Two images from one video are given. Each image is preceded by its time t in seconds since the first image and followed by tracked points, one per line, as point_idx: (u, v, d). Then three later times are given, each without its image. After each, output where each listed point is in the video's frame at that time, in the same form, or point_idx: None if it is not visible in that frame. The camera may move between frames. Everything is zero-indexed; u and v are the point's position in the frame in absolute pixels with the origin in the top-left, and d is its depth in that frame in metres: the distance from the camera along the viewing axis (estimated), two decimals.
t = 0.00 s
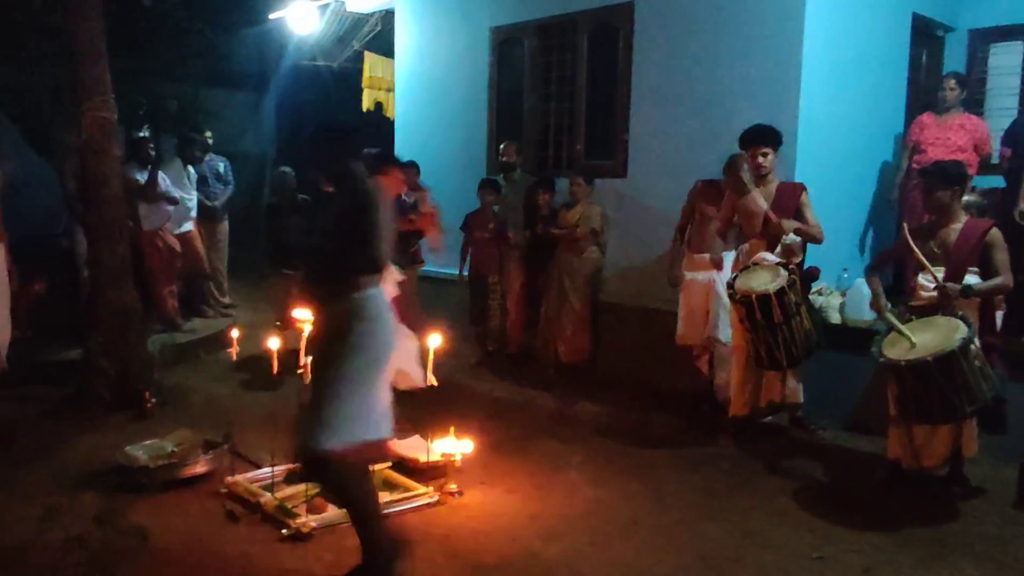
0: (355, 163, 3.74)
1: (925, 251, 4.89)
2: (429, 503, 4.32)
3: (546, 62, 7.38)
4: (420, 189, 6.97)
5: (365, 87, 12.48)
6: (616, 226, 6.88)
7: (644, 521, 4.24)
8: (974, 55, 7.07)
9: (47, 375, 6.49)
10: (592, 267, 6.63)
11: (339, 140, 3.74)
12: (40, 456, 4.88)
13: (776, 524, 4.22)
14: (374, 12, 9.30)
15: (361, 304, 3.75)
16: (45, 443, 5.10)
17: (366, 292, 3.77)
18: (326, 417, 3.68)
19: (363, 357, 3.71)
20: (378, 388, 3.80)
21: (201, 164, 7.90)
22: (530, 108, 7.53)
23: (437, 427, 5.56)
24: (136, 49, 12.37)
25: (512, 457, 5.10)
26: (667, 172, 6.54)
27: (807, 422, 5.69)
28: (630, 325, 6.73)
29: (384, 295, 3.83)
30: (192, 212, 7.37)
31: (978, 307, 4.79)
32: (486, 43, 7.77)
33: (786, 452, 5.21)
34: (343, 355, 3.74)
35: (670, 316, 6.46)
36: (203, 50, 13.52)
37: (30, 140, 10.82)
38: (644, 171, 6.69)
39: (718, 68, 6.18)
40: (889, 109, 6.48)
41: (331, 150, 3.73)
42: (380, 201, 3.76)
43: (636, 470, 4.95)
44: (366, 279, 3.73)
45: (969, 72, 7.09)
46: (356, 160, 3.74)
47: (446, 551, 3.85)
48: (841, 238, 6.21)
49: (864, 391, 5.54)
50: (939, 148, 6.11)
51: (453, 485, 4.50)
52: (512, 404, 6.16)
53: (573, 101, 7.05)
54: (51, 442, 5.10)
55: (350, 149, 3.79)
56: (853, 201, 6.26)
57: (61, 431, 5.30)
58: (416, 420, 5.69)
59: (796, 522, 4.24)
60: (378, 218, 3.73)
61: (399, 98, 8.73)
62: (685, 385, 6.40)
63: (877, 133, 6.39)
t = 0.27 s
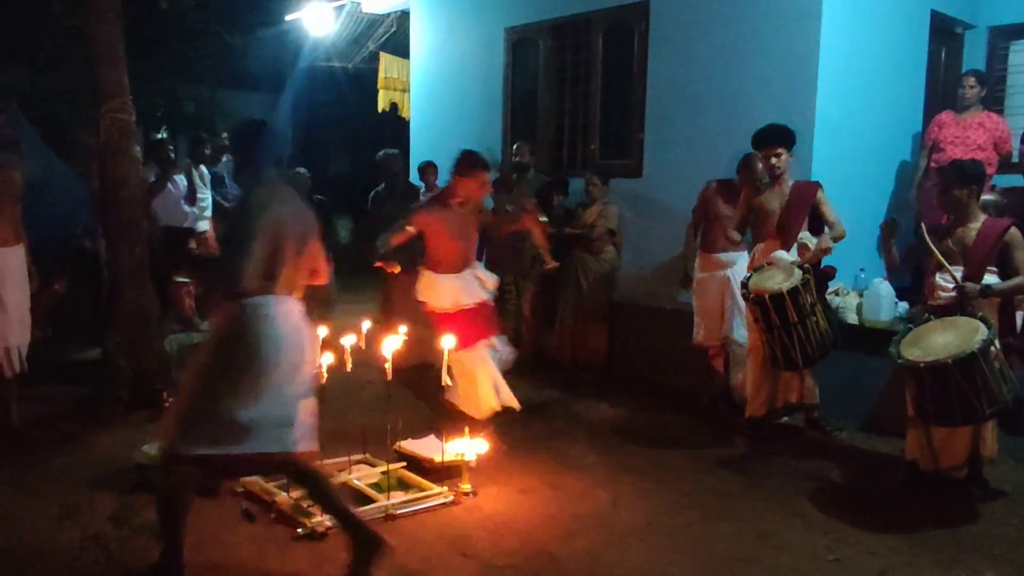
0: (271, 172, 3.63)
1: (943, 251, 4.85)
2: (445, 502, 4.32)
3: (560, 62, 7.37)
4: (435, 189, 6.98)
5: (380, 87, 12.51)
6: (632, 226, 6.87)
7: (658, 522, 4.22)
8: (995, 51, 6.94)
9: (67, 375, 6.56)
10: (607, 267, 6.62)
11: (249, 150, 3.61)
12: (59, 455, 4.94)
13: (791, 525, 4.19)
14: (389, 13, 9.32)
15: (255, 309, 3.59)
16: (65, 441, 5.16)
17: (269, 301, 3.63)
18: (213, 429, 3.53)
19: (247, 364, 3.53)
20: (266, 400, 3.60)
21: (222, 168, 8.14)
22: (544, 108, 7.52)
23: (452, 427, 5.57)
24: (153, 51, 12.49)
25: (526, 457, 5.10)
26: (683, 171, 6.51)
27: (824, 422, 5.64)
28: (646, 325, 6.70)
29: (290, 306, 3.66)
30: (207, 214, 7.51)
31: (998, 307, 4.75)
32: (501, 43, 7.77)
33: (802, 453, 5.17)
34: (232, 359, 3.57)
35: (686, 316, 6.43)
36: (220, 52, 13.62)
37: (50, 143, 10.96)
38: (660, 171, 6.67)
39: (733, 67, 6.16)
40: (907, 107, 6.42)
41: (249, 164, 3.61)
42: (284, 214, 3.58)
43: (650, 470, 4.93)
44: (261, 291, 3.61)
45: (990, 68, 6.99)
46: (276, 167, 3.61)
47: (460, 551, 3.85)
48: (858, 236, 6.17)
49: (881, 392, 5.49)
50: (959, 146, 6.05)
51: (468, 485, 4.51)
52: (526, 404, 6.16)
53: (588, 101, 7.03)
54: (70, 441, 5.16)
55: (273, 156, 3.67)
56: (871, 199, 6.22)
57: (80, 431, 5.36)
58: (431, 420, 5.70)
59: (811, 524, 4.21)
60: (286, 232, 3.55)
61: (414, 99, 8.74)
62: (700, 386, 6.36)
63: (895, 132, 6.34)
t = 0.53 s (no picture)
0: (197, 155, 3.75)
1: (953, 250, 4.82)
2: (452, 503, 4.32)
3: (568, 61, 7.36)
4: (443, 189, 6.98)
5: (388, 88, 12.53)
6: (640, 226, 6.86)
7: (664, 523, 4.21)
8: (1005, 50, 6.91)
9: (77, 374, 6.59)
10: (615, 267, 6.60)
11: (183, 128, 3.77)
12: (69, 454, 4.96)
13: (799, 527, 4.17)
14: (398, 13, 9.34)
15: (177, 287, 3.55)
16: (74, 441, 5.19)
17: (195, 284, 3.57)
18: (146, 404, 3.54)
19: (163, 348, 3.45)
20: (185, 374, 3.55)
21: (230, 168, 8.05)
22: (552, 108, 7.51)
23: (459, 427, 5.57)
24: (162, 52, 12.56)
25: (534, 458, 5.09)
26: (692, 171, 6.50)
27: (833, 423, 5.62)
28: (653, 326, 6.69)
29: (215, 288, 3.58)
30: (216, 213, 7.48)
31: (1009, 308, 4.71)
32: (509, 43, 7.77)
33: (811, 454, 5.15)
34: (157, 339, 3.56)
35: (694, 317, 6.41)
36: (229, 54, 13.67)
37: (61, 144, 11.04)
38: (668, 171, 6.65)
39: (741, 66, 6.14)
40: (917, 106, 6.39)
41: (173, 143, 3.76)
42: (186, 196, 3.65)
43: (657, 471, 4.92)
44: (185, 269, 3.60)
45: (1001, 67, 6.94)
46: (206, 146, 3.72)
47: (467, 552, 3.84)
48: (867, 236, 6.14)
49: (890, 393, 5.46)
50: (970, 146, 6.01)
51: (476, 486, 4.50)
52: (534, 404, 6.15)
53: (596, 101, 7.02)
54: (79, 441, 5.18)
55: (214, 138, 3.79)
56: (881, 199, 6.19)
57: (89, 430, 5.39)
58: (438, 420, 5.70)
59: (819, 525, 4.19)
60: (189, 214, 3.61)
61: (422, 99, 8.75)
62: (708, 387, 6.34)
63: (905, 132, 6.31)
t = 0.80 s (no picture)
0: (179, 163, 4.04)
1: (956, 249, 4.83)
2: (454, 503, 4.31)
3: (570, 62, 7.36)
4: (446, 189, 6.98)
5: (392, 88, 12.55)
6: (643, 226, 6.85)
7: (667, 524, 4.19)
8: (1010, 49, 6.88)
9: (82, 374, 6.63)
10: (617, 267, 6.59)
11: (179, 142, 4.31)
12: (72, 454, 4.98)
13: (800, 527, 4.16)
14: (401, 14, 9.34)
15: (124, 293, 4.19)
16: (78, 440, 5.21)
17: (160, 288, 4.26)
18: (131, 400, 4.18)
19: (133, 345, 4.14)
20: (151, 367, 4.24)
21: (233, 168, 8.03)
22: (555, 108, 7.51)
23: (461, 427, 5.57)
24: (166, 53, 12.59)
25: (536, 458, 5.09)
26: (695, 172, 6.49)
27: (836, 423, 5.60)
28: (658, 326, 6.68)
29: (145, 285, 4.17)
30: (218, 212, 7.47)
31: (1012, 307, 4.69)
32: (511, 43, 7.76)
33: (813, 454, 5.13)
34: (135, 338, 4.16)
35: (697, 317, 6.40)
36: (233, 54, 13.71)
37: (66, 144, 11.09)
38: (671, 171, 6.65)
39: (744, 66, 6.12)
40: (921, 105, 6.36)
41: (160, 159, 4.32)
42: (139, 209, 4.21)
43: (659, 471, 4.91)
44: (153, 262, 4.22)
45: (1006, 66, 6.90)
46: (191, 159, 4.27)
47: (467, 552, 3.84)
48: (871, 236, 6.12)
49: (893, 393, 5.45)
50: (974, 145, 5.99)
51: (478, 486, 4.50)
52: (536, 404, 6.15)
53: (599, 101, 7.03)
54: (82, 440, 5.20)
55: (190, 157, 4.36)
56: (884, 199, 6.17)
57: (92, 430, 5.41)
58: (440, 420, 5.70)
59: (819, 525, 4.18)
60: (137, 217, 4.19)
61: (425, 99, 8.76)
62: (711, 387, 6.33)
63: (909, 131, 6.28)
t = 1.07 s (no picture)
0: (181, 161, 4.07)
1: (962, 250, 4.83)
2: (455, 502, 4.32)
3: (573, 61, 7.36)
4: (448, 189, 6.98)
5: (395, 87, 12.57)
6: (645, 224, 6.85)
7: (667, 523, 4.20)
8: (1012, 48, 6.87)
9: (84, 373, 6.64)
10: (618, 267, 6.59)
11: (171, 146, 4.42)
12: (74, 453, 4.98)
13: (801, 526, 4.16)
14: (404, 13, 9.35)
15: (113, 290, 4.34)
16: (80, 439, 5.22)
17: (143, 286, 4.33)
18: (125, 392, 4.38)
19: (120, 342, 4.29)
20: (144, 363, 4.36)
21: (236, 168, 8.01)
22: (557, 108, 7.51)
23: (462, 426, 5.57)
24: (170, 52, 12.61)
25: (538, 456, 5.10)
26: (697, 171, 6.48)
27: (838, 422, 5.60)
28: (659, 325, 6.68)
29: (127, 282, 4.30)
30: (221, 212, 7.46)
31: (1015, 307, 4.69)
32: (514, 43, 7.77)
33: (814, 454, 5.13)
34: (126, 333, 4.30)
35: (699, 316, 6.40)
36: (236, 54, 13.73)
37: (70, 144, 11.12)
38: (673, 170, 6.65)
39: (746, 64, 6.12)
40: (924, 104, 6.35)
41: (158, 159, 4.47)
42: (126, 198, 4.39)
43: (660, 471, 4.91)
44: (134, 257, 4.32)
45: (1009, 66, 6.89)
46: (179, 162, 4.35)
47: (468, 551, 3.85)
48: (873, 234, 6.11)
49: (894, 392, 5.45)
50: (976, 144, 6.00)
51: (478, 485, 4.50)
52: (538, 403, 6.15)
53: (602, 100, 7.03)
54: (84, 439, 5.21)
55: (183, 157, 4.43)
56: (887, 198, 6.17)
57: (94, 428, 5.42)
58: (441, 419, 5.70)
59: (820, 525, 4.18)
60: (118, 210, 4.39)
61: (428, 99, 8.76)
62: (713, 387, 6.33)
63: (912, 130, 6.28)
